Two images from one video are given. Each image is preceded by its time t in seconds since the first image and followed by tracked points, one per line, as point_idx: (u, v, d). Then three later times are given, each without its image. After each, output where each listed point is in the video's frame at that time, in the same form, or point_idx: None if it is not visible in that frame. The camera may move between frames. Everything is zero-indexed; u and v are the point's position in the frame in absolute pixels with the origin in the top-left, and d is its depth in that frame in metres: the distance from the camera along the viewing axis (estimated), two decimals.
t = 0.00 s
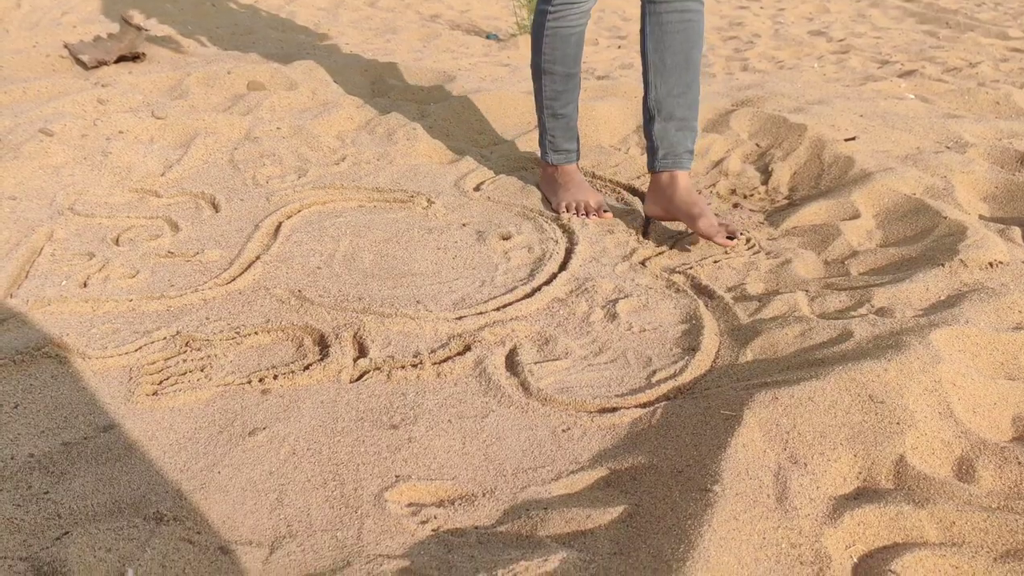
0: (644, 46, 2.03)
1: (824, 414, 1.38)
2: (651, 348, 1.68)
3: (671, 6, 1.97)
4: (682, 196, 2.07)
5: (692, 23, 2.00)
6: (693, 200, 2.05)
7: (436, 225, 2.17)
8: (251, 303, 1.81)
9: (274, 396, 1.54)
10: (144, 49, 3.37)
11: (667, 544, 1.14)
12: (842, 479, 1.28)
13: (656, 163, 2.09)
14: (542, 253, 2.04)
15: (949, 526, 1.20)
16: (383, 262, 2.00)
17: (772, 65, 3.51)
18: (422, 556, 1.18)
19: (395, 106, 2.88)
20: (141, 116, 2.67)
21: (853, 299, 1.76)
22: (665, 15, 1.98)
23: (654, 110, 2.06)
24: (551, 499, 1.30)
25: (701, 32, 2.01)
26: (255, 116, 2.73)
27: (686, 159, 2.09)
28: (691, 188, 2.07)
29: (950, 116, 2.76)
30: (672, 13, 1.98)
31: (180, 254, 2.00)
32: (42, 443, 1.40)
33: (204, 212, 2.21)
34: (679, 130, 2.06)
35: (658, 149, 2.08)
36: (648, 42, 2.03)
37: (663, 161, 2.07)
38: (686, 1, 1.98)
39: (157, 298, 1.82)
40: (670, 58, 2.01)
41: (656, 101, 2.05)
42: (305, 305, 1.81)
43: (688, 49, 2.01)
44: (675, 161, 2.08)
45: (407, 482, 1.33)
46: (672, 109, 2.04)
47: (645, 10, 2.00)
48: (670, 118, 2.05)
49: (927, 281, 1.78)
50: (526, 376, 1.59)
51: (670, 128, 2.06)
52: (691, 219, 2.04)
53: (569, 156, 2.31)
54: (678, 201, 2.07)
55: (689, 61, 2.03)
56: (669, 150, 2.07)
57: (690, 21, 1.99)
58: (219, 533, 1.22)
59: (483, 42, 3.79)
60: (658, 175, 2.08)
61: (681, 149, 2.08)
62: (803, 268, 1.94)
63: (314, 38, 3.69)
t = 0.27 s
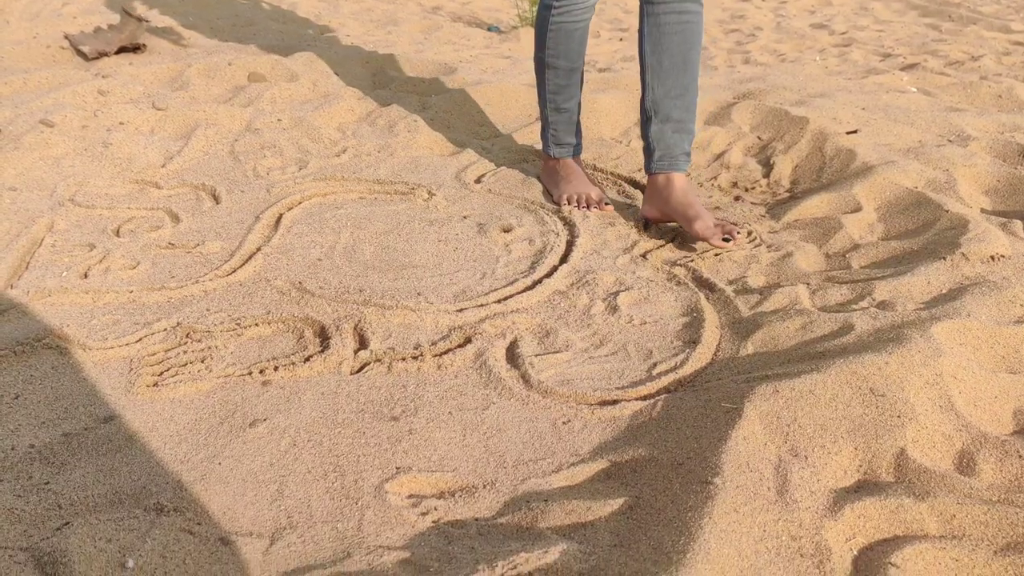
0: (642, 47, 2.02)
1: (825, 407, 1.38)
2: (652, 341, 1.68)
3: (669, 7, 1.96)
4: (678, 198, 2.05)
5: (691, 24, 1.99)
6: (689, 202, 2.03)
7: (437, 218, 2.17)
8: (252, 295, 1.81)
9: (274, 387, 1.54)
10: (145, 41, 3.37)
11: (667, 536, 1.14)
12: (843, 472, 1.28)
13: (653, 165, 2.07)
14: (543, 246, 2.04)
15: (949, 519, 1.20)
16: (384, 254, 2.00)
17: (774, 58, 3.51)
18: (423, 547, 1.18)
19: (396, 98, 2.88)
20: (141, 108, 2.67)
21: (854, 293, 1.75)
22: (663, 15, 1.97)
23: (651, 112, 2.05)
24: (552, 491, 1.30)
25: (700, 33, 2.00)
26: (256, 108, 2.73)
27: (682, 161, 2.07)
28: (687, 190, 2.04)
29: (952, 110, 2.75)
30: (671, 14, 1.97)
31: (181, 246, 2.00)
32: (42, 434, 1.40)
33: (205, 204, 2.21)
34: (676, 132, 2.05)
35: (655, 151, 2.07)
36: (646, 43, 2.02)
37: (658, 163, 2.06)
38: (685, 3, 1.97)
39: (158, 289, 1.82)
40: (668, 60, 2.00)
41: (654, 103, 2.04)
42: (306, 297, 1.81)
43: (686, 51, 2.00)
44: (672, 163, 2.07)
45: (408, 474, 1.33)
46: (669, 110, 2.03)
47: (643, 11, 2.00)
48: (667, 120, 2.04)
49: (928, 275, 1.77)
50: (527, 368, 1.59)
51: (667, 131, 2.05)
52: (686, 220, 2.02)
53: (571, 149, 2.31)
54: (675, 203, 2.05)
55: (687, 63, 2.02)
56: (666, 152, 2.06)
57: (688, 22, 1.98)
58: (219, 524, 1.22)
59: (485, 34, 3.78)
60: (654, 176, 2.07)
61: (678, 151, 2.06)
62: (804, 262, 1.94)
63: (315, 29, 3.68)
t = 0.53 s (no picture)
0: (640, 50, 2.02)
1: (827, 401, 1.38)
2: (654, 335, 1.68)
3: (666, 10, 1.96)
4: (679, 198, 2.06)
5: (688, 27, 1.98)
6: (690, 202, 2.03)
7: (438, 213, 2.17)
8: (254, 289, 1.81)
9: (277, 381, 1.54)
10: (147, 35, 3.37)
11: (669, 530, 1.14)
12: (845, 466, 1.28)
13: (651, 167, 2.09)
14: (545, 240, 2.04)
15: (952, 513, 1.19)
16: (386, 249, 1.99)
17: (776, 52, 3.50)
18: (425, 541, 1.18)
19: (398, 92, 2.88)
20: (143, 102, 2.67)
21: (856, 287, 1.75)
22: (661, 18, 1.97)
23: (649, 114, 2.06)
24: (554, 485, 1.30)
25: (697, 35, 2.00)
26: (258, 102, 2.72)
27: (681, 162, 2.09)
28: (687, 191, 2.05)
29: (955, 104, 2.75)
30: (668, 17, 1.96)
31: (183, 240, 2.00)
32: (45, 428, 1.40)
33: (207, 199, 2.21)
34: (674, 134, 2.06)
35: (653, 152, 2.08)
36: (644, 46, 2.02)
37: (657, 164, 2.07)
38: (682, 5, 1.96)
39: (160, 284, 1.82)
40: (665, 63, 2.00)
41: (652, 105, 2.05)
42: (308, 291, 1.80)
43: (683, 53, 2.00)
44: (670, 164, 2.08)
45: (410, 468, 1.33)
46: (667, 112, 2.04)
47: (641, 13, 1.99)
48: (665, 122, 2.05)
49: (931, 269, 1.77)
50: (529, 362, 1.59)
51: (664, 136, 2.06)
52: (688, 220, 2.03)
53: (572, 144, 2.31)
54: (676, 202, 2.05)
55: (684, 66, 2.02)
56: (665, 154, 2.07)
57: (685, 25, 1.97)
58: (222, 518, 1.22)
59: (487, 29, 3.77)
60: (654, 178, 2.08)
61: (677, 153, 2.08)
62: (807, 256, 1.94)
63: (317, 24, 3.68)
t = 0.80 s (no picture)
0: (649, 50, 1.99)
1: (828, 398, 1.38)
2: (655, 333, 1.68)
3: (676, 11, 1.92)
4: (683, 204, 2.04)
5: (698, 29, 1.94)
6: (695, 209, 2.01)
7: (439, 209, 2.17)
8: (255, 285, 1.81)
9: (278, 377, 1.54)
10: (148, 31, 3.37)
11: (670, 526, 1.14)
12: (846, 463, 1.28)
13: (656, 168, 2.06)
14: (546, 238, 2.03)
15: (952, 511, 1.19)
16: (387, 245, 1.99)
17: (778, 50, 3.50)
18: (426, 538, 1.18)
19: (399, 88, 2.88)
20: (144, 98, 2.67)
21: (857, 285, 1.75)
22: (670, 19, 1.93)
23: (656, 116, 2.02)
24: (554, 481, 1.30)
25: (707, 37, 1.96)
26: (259, 98, 2.72)
27: (686, 165, 2.05)
28: (692, 197, 2.03)
29: (957, 101, 2.74)
30: (678, 18, 1.92)
31: (184, 236, 2.00)
32: (46, 423, 1.40)
33: (208, 194, 2.21)
34: (680, 136, 2.03)
35: (658, 153, 2.05)
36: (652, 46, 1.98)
37: (662, 167, 2.05)
38: (694, 7, 1.92)
39: (161, 280, 1.82)
40: (674, 64, 1.96)
41: (659, 106, 2.02)
42: (309, 287, 1.81)
43: (693, 56, 1.96)
44: (675, 167, 2.05)
45: (411, 464, 1.33)
46: (674, 115, 2.00)
47: (651, 13, 1.95)
48: (671, 124, 2.01)
49: (933, 267, 1.77)
50: (529, 359, 1.59)
51: (670, 139, 2.02)
52: (693, 228, 2.01)
53: (573, 142, 2.30)
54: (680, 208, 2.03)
55: (694, 68, 1.98)
56: (670, 156, 2.04)
57: (695, 26, 1.93)
58: (223, 514, 1.22)
59: (488, 25, 3.77)
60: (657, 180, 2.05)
61: (682, 155, 2.05)
62: (808, 254, 1.94)
63: (318, 20, 3.68)
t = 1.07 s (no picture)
0: (653, 52, 1.98)
1: (825, 400, 1.38)
2: (652, 333, 1.68)
3: (681, 14, 1.92)
4: (681, 208, 2.03)
5: (703, 33, 1.94)
6: (692, 214, 2.01)
7: (438, 210, 2.17)
8: (253, 285, 1.81)
9: (275, 377, 1.54)
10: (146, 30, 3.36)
11: (666, 527, 1.14)
12: (842, 464, 1.28)
13: (655, 170, 2.06)
14: (544, 238, 2.04)
15: (949, 512, 1.19)
16: (385, 245, 1.99)
17: (776, 51, 3.50)
18: (423, 538, 1.18)
19: (397, 88, 2.88)
20: (143, 97, 2.66)
21: (855, 286, 1.75)
22: (675, 22, 1.93)
23: (656, 118, 2.02)
24: (551, 482, 1.30)
25: (711, 41, 1.96)
26: (257, 97, 2.72)
27: (685, 168, 2.06)
28: (690, 203, 2.03)
29: (955, 103, 2.75)
30: (683, 21, 1.92)
31: (182, 236, 2.00)
32: (42, 423, 1.40)
33: (206, 194, 2.21)
34: (680, 139, 2.03)
35: (658, 156, 2.05)
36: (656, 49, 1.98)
37: (661, 169, 2.05)
38: (699, 11, 1.92)
39: (158, 279, 1.82)
40: (677, 67, 1.96)
41: (660, 108, 2.02)
42: (307, 287, 1.80)
43: (696, 60, 1.96)
44: (674, 170, 2.05)
45: (408, 464, 1.33)
46: (675, 117, 2.00)
47: (656, 16, 1.95)
48: (672, 127, 2.01)
49: (930, 268, 1.77)
50: (527, 359, 1.59)
51: (671, 141, 2.02)
52: (690, 232, 2.00)
53: (572, 143, 2.30)
54: (678, 212, 2.03)
55: (697, 71, 1.98)
56: (669, 159, 2.04)
57: (700, 30, 1.93)
58: (220, 514, 1.22)
59: (487, 25, 3.77)
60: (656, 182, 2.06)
61: (681, 158, 2.05)
62: (805, 255, 1.94)
63: (317, 19, 3.68)
